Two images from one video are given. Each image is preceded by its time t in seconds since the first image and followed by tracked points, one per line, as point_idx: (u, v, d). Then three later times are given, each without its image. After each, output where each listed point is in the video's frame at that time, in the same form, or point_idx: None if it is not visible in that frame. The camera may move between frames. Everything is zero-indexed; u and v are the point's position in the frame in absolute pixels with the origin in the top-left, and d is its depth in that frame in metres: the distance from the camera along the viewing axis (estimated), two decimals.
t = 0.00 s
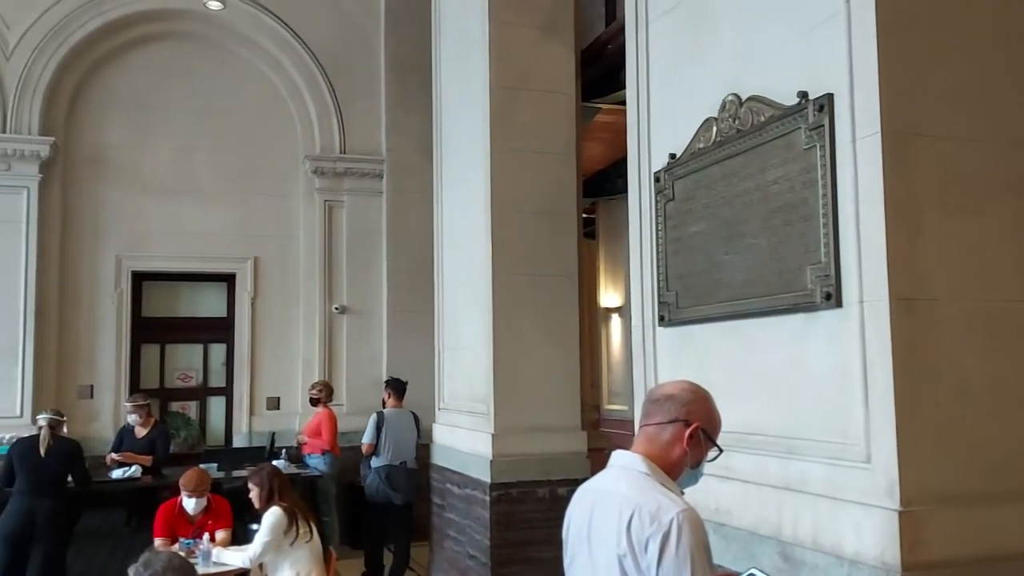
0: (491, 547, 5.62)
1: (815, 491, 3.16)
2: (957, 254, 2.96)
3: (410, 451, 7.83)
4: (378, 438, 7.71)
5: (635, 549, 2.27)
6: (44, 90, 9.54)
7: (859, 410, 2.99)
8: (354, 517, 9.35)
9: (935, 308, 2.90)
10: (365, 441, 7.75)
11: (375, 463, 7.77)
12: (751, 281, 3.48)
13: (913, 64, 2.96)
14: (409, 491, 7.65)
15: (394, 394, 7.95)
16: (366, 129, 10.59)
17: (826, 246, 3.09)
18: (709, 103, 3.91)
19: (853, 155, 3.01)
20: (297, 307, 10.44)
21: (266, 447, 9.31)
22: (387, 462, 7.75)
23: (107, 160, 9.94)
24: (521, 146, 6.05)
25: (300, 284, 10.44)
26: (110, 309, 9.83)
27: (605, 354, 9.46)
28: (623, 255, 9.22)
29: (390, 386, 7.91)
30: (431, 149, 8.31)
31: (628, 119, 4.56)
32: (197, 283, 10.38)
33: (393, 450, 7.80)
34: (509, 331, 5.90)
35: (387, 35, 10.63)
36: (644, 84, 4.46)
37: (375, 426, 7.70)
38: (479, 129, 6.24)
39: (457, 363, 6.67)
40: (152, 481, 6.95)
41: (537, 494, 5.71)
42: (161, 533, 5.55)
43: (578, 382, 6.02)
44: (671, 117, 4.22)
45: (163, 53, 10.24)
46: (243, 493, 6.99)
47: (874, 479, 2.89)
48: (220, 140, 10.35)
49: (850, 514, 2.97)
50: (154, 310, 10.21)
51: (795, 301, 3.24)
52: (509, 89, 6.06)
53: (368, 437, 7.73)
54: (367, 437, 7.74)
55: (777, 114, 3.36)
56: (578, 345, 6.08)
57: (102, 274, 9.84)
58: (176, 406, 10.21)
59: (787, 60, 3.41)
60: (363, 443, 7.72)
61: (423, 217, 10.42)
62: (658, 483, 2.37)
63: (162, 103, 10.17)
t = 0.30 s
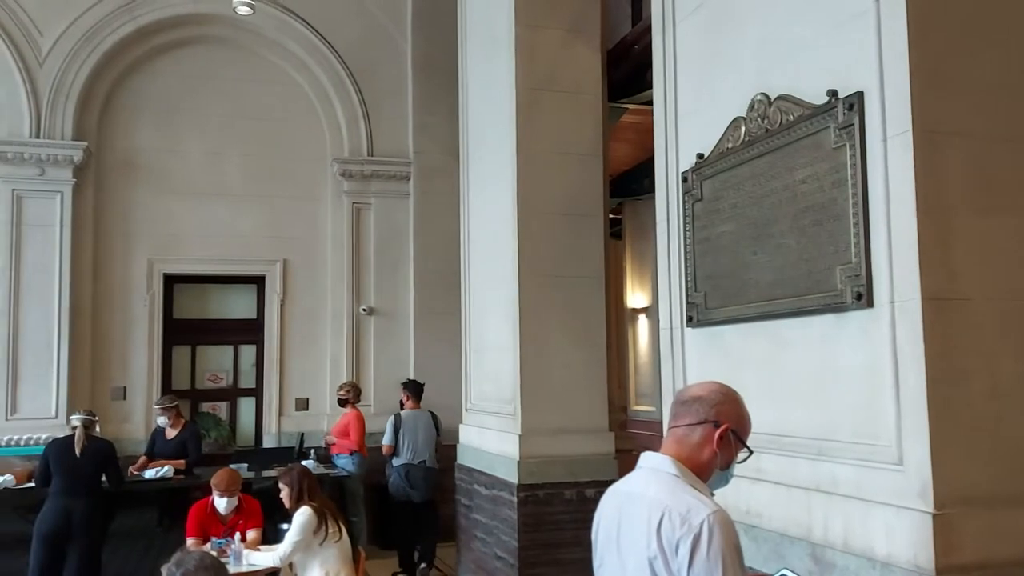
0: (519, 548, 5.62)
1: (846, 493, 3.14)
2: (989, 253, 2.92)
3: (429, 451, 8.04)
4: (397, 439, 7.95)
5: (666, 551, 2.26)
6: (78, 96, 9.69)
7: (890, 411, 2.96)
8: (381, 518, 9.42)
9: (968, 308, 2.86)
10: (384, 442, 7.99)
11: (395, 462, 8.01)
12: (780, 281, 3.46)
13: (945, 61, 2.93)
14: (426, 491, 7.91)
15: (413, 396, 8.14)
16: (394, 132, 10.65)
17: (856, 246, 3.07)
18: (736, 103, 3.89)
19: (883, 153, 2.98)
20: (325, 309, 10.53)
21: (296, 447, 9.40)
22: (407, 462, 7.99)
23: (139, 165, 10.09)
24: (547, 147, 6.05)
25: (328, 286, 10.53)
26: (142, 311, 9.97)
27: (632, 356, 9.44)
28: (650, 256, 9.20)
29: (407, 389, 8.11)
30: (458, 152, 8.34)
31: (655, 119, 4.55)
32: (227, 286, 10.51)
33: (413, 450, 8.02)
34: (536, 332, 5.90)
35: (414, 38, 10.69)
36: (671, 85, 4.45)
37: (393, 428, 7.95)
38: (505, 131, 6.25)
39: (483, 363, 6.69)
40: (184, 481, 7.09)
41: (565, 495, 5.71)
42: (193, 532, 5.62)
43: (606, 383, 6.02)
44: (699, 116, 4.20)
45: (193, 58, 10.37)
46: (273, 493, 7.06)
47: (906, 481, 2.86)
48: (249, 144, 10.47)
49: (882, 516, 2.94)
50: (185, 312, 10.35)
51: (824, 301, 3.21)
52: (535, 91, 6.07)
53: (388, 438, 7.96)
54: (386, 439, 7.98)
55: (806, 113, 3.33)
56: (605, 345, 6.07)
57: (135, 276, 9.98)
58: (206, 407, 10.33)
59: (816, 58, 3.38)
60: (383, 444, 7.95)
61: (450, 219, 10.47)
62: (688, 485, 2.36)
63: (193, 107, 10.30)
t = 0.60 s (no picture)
0: (546, 548, 5.62)
1: (878, 494, 3.10)
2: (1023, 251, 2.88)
3: (456, 446, 8.17)
4: (424, 436, 7.98)
5: (697, 550, 2.26)
6: (110, 100, 9.83)
7: (923, 411, 2.92)
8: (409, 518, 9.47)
9: (1002, 306, 2.82)
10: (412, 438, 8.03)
11: (424, 458, 8.08)
12: (809, 280, 3.43)
13: (977, 57, 2.89)
14: (455, 486, 8.11)
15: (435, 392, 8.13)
16: (419, 133, 10.69)
17: (887, 244, 3.03)
18: (765, 101, 3.86)
19: (914, 150, 2.95)
20: (353, 309, 10.61)
21: (324, 447, 9.47)
22: (436, 458, 8.09)
23: (169, 168, 10.21)
24: (573, 147, 6.05)
25: (355, 286, 10.60)
26: (173, 312, 10.09)
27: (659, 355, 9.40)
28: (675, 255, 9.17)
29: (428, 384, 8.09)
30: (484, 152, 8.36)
31: (682, 118, 4.53)
32: (256, 287, 10.61)
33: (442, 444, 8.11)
34: (562, 333, 5.90)
35: (439, 40, 10.74)
36: (698, 84, 4.43)
37: (421, 425, 7.96)
38: (531, 131, 6.26)
39: (510, 364, 6.70)
40: (214, 480, 7.18)
41: (592, 495, 5.70)
42: (224, 531, 5.68)
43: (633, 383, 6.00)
44: (726, 115, 4.18)
45: (222, 62, 10.48)
46: (301, 493, 7.12)
47: (939, 482, 2.82)
48: (277, 146, 10.57)
49: (914, 517, 2.91)
50: (215, 313, 10.46)
51: (855, 300, 3.18)
52: (561, 91, 6.07)
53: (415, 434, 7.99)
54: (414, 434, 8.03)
55: (836, 110, 3.30)
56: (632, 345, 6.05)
57: (166, 278, 10.11)
58: (236, 407, 10.44)
59: (845, 55, 3.35)
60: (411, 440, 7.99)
61: (476, 219, 10.50)
62: (719, 484, 2.35)
63: (221, 111, 10.42)
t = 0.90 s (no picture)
0: (580, 547, 5.62)
1: (917, 495, 3.06)
2: None
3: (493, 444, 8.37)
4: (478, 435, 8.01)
5: (733, 551, 2.24)
6: (149, 104, 10.00)
7: (963, 411, 2.88)
8: (443, 517, 9.52)
9: None
10: (465, 437, 8.01)
11: (471, 458, 8.16)
12: (846, 279, 3.39)
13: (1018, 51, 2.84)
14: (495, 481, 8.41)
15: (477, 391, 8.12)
16: (451, 133, 10.74)
17: (926, 241, 2.98)
18: (800, 97, 3.83)
19: (954, 146, 2.90)
20: (386, 310, 10.68)
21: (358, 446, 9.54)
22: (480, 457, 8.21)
23: (205, 170, 10.36)
24: (606, 146, 6.04)
25: (388, 287, 10.68)
26: (210, 312, 10.25)
27: (693, 355, 9.35)
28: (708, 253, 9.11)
29: (469, 385, 8.02)
30: (516, 152, 8.37)
31: (715, 116, 4.51)
32: (291, 287, 10.74)
33: (487, 442, 8.17)
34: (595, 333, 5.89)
35: (471, 40, 10.78)
36: (732, 81, 4.40)
37: (475, 424, 7.97)
38: (563, 130, 6.26)
39: (542, 364, 6.70)
40: (250, 479, 7.29)
41: (626, 495, 5.70)
42: (261, 528, 5.75)
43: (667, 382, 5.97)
44: (761, 112, 4.15)
45: (257, 66, 10.62)
46: (336, 491, 7.20)
47: (980, 483, 2.78)
48: (311, 148, 10.68)
49: (954, 519, 2.86)
50: (251, 313, 10.60)
51: (893, 299, 3.14)
52: (593, 90, 6.06)
53: (468, 434, 7.99)
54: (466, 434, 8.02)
55: (872, 106, 3.25)
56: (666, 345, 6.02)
57: (203, 279, 10.27)
58: (272, 406, 10.56)
59: (882, 51, 3.31)
60: (464, 440, 8.00)
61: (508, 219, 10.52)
62: (755, 485, 2.34)
63: (256, 114, 10.56)
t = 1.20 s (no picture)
0: (613, 548, 5.59)
1: (958, 496, 3.01)
2: None
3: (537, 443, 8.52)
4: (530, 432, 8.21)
5: (769, 552, 2.22)
6: (185, 108, 10.13)
7: (1006, 411, 2.82)
8: (476, 516, 9.56)
9: None
10: (518, 435, 8.17)
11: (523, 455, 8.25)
12: (884, 278, 3.34)
13: None
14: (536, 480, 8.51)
15: (518, 389, 8.31)
16: (483, 134, 10.76)
17: (968, 238, 2.92)
18: (837, 93, 3.78)
19: (996, 141, 2.85)
20: (419, 310, 10.73)
21: (391, 445, 9.59)
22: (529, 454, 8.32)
23: (240, 172, 10.49)
24: (639, 145, 6.02)
25: (421, 287, 10.73)
26: (246, 312, 10.38)
27: (727, 355, 9.29)
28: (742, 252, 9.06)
29: (510, 385, 8.17)
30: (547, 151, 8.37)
31: (750, 114, 4.46)
32: (324, 288, 10.86)
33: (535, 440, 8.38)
34: (628, 333, 5.87)
35: (503, 41, 10.81)
36: (767, 78, 4.36)
37: (528, 422, 8.17)
38: (595, 130, 6.24)
39: (575, 364, 6.69)
40: (285, 477, 7.34)
41: (660, 496, 5.67)
42: (297, 526, 5.80)
43: (701, 383, 5.94)
44: (797, 109, 4.10)
45: (290, 68, 10.73)
46: (370, 490, 7.25)
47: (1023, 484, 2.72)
48: (345, 150, 10.77)
49: (996, 521, 2.81)
50: (285, 313, 10.72)
51: (932, 298, 3.08)
52: (625, 89, 6.04)
53: (521, 431, 8.16)
54: (518, 432, 8.18)
55: (911, 102, 3.20)
56: (700, 345, 5.98)
57: (239, 280, 10.40)
58: (306, 405, 10.65)
59: (922, 45, 3.25)
60: (518, 437, 8.15)
61: (540, 219, 10.56)
62: (793, 485, 2.31)
63: (291, 116, 10.67)
